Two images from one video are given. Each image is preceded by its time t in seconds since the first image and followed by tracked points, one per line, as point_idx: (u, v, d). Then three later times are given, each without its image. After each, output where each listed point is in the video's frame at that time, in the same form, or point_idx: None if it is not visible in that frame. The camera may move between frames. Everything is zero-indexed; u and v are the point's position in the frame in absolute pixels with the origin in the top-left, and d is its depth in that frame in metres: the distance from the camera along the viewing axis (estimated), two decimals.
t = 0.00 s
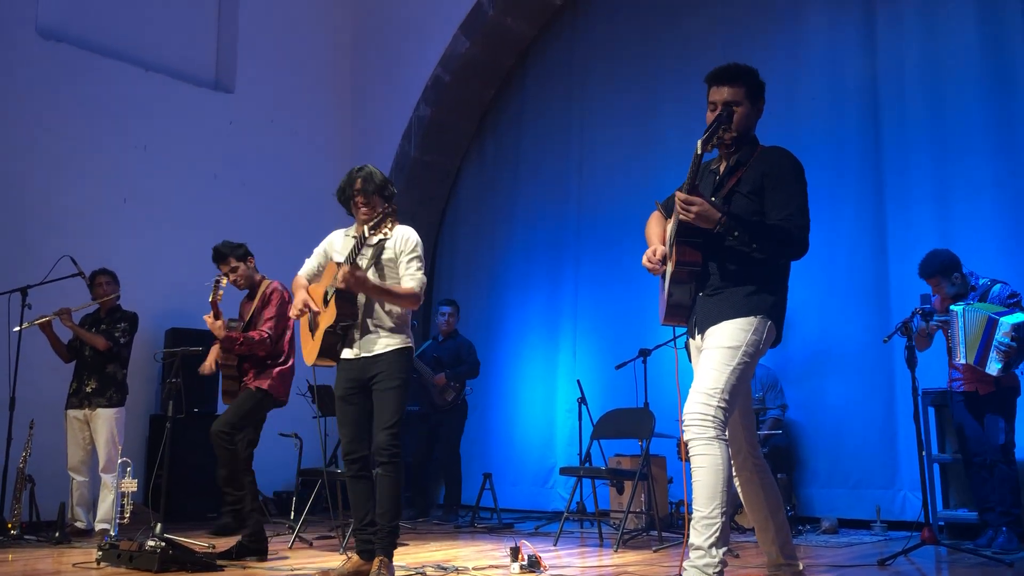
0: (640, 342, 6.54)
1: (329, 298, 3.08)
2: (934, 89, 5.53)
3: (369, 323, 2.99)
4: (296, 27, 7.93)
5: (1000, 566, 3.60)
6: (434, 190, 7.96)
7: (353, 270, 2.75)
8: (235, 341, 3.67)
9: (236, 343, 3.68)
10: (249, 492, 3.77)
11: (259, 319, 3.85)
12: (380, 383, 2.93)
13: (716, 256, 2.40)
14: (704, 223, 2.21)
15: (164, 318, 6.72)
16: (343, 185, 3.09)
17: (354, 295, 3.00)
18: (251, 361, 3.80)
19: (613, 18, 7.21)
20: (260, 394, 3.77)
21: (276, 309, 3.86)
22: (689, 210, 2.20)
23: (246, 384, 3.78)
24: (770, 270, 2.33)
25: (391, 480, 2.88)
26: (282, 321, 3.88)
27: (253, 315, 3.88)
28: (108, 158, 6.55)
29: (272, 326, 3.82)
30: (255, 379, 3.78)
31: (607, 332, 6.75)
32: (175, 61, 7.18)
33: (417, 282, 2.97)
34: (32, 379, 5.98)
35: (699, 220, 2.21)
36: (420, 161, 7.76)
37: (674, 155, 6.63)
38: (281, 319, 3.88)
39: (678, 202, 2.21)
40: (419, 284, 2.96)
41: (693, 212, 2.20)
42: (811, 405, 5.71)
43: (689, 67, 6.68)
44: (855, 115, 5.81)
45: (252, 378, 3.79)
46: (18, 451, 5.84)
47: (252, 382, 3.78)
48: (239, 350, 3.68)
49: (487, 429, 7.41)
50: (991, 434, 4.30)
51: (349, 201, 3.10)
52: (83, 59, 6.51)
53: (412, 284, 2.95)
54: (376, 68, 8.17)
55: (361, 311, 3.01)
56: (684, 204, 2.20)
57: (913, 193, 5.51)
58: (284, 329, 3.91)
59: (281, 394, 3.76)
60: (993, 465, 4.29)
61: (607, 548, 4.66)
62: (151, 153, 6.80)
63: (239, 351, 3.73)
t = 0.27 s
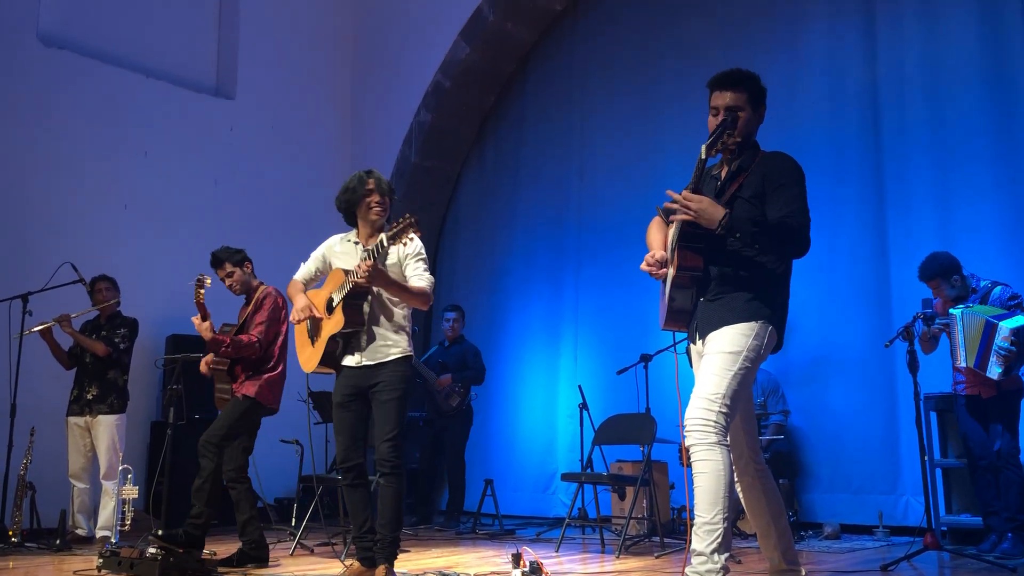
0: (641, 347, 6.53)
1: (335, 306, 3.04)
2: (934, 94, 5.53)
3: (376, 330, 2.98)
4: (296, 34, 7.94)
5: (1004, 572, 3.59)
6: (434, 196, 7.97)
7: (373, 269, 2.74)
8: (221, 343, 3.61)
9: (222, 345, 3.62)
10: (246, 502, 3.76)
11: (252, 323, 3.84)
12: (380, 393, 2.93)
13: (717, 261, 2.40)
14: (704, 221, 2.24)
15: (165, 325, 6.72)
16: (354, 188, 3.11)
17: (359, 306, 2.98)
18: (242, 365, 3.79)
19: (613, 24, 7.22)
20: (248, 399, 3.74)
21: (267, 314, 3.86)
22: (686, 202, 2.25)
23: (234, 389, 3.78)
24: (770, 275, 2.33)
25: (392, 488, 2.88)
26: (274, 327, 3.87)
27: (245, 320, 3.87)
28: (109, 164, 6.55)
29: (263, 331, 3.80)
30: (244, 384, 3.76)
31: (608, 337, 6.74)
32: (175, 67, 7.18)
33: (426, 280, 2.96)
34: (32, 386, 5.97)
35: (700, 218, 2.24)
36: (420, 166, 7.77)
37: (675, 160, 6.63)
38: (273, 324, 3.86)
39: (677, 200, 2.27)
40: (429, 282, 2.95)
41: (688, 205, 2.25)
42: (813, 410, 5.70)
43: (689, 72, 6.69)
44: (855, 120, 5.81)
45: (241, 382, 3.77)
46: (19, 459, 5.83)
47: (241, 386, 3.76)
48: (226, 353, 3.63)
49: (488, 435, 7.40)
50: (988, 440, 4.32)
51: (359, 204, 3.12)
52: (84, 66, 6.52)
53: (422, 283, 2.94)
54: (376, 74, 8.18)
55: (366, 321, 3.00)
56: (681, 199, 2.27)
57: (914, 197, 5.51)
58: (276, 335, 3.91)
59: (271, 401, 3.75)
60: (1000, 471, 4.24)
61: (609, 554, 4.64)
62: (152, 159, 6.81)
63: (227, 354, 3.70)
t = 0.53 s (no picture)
0: (643, 351, 6.53)
1: (341, 312, 3.03)
2: (935, 97, 5.54)
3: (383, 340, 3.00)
4: (298, 40, 7.97)
5: None
6: (436, 201, 7.99)
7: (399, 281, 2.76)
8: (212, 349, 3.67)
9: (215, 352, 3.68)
10: (248, 507, 3.75)
11: (247, 328, 3.85)
12: (382, 400, 2.97)
13: (719, 265, 2.40)
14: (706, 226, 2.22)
15: (168, 331, 6.73)
16: (362, 193, 3.14)
17: (364, 317, 2.98)
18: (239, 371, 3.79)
19: (614, 30, 7.24)
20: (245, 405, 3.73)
21: (262, 318, 3.85)
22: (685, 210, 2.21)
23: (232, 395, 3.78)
24: (772, 279, 2.33)
25: (394, 493, 2.89)
26: (269, 331, 3.86)
27: (241, 325, 3.88)
28: (111, 171, 6.57)
29: (257, 335, 3.80)
30: (241, 390, 3.76)
31: (610, 342, 6.75)
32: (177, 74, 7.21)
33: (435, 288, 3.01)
34: (36, 392, 5.98)
35: (702, 222, 2.22)
36: (422, 172, 7.78)
37: (676, 164, 6.64)
38: (268, 328, 3.85)
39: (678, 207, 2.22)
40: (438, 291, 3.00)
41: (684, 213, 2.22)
42: (815, 414, 5.70)
43: (691, 77, 6.70)
44: (857, 124, 5.82)
45: (238, 388, 3.77)
46: (22, 466, 5.84)
47: (238, 392, 3.76)
48: (219, 358, 3.68)
49: (490, 440, 7.39)
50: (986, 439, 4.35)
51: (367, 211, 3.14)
52: (86, 73, 6.54)
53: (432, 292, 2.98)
54: (378, 80, 8.20)
55: (372, 329, 3.01)
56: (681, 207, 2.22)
57: (915, 201, 5.51)
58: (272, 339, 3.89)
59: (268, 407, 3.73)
60: (1000, 471, 4.25)
61: (613, 559, 4.64)
62: (155, 166, 6.83)
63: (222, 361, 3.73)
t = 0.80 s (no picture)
0: (643, 355, 6.53)
1: (341, 317, 3.02)
2: (936, 100, 5.54)
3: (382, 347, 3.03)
4: (298, 44, 7.97)
5: None
6: (436, 205, 7.99)
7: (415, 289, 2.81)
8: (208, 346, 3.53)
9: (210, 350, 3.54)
10: (245, 512, 3.61)
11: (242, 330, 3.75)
12: (381, 404, 2.98)
13: (719, 267, 2.40)
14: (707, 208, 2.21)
15: (168, 335, 6.73)
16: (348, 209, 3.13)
17: (364, 323, 2.98)
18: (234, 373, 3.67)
19: (614, 33, 7.24)
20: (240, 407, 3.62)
21: (258, 319, 3.76)
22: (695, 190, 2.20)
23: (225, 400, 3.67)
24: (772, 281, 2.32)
25: (393, 497, 2.89)
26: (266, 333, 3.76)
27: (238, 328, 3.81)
28: (112, 175, 6.58)
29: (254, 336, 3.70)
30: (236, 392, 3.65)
31: (610, 345, 6.74)
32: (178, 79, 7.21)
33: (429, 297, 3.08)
34: (36, 397, 5.98)
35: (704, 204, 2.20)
36: (422, 175, 7.79)
37: (676, 168, 6.64)
38: (265, 330, 3.75)
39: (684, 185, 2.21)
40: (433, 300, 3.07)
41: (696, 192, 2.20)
42: (817, 417, 5.69)
43: (691, 80, 6.70)
44: (857, 126, 5.82)
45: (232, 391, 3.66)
46: (23, 470, 5.83)
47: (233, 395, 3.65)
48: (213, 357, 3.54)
49: (491, 444, 7.39)
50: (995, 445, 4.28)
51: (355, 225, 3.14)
52: (87, 78, 6.54)
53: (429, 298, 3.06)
54: (378, 84, 8.21)
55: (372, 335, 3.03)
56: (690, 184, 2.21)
57: (916, 204, 5.51)
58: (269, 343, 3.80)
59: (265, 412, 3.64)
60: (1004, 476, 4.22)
61: (614, 563, 4.64)
62: (155, 170, 6.83)
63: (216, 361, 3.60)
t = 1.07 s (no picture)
0: (643, 357, 6.53)
1: (342, 315, 3.02)
2: (935, 102, 5.54)
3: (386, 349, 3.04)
4: (298, 46, 7.97)
5: None
6: (436, 207, 7.99)
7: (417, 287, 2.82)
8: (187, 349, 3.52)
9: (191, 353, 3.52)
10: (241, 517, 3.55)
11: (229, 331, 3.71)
12: (380, 405, 2.98)
13: (718, 270, 2.40)
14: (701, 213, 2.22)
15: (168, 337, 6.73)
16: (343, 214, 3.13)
17: (365, 321, 2.99)
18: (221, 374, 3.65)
19: (614, 35, 7.25)
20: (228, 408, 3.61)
21: (245, 320, 3.69)
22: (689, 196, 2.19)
23: (217, 403, 3.67)
24: (772, 283, 2.32)
25: (393, 500, 2.89)
26: (254, 334, 3.69)
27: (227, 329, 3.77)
28: (112, 177, 6.58)
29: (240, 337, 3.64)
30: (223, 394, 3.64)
31: (610, 347, 6.74)
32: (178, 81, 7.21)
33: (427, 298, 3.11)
34: (36, 399, 5.98)
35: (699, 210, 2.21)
36: (422, 177, 7.79)
37: (676, 170, 6.65)
38: (251, 330, 3.68)
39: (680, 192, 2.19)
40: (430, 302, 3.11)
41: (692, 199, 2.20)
42: (817, 419, 5.69)
43: (691, 82, 6.70)
44: (857, 129, 5.82)
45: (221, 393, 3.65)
46: (22, 472, 5.83)
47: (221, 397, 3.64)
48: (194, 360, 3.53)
49: (491, 446, 7.39)
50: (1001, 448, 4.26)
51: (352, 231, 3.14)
52: (87, 79, 6.54)
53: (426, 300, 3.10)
54: (378, 86, 8.21)
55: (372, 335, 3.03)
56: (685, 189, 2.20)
57: (917, 206, 5.51)
58: (257, 342, 3.73)
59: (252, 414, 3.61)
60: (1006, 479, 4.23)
61: (613, 565, 4.64)
62: (155, 172, 6.83)
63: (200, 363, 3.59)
